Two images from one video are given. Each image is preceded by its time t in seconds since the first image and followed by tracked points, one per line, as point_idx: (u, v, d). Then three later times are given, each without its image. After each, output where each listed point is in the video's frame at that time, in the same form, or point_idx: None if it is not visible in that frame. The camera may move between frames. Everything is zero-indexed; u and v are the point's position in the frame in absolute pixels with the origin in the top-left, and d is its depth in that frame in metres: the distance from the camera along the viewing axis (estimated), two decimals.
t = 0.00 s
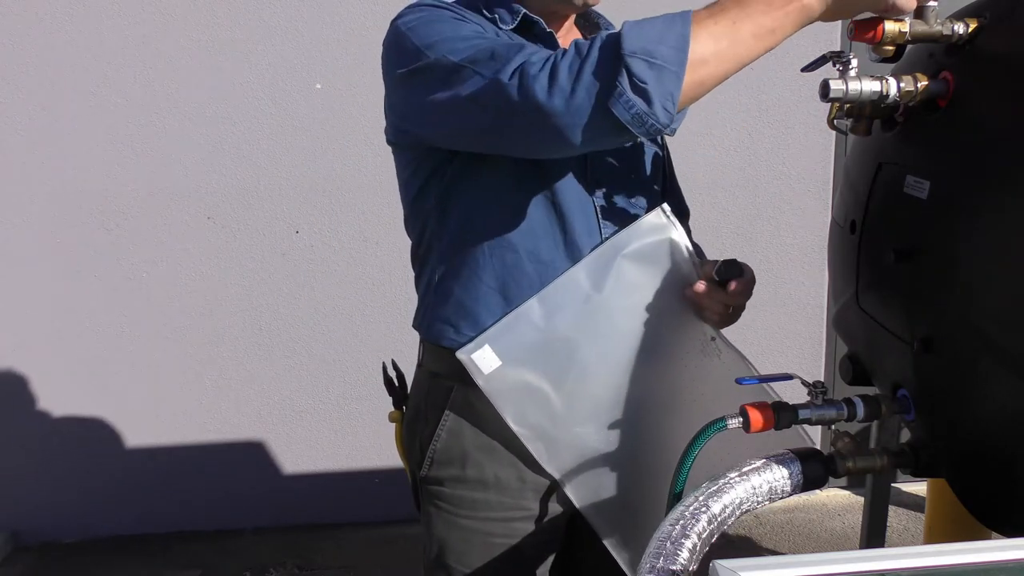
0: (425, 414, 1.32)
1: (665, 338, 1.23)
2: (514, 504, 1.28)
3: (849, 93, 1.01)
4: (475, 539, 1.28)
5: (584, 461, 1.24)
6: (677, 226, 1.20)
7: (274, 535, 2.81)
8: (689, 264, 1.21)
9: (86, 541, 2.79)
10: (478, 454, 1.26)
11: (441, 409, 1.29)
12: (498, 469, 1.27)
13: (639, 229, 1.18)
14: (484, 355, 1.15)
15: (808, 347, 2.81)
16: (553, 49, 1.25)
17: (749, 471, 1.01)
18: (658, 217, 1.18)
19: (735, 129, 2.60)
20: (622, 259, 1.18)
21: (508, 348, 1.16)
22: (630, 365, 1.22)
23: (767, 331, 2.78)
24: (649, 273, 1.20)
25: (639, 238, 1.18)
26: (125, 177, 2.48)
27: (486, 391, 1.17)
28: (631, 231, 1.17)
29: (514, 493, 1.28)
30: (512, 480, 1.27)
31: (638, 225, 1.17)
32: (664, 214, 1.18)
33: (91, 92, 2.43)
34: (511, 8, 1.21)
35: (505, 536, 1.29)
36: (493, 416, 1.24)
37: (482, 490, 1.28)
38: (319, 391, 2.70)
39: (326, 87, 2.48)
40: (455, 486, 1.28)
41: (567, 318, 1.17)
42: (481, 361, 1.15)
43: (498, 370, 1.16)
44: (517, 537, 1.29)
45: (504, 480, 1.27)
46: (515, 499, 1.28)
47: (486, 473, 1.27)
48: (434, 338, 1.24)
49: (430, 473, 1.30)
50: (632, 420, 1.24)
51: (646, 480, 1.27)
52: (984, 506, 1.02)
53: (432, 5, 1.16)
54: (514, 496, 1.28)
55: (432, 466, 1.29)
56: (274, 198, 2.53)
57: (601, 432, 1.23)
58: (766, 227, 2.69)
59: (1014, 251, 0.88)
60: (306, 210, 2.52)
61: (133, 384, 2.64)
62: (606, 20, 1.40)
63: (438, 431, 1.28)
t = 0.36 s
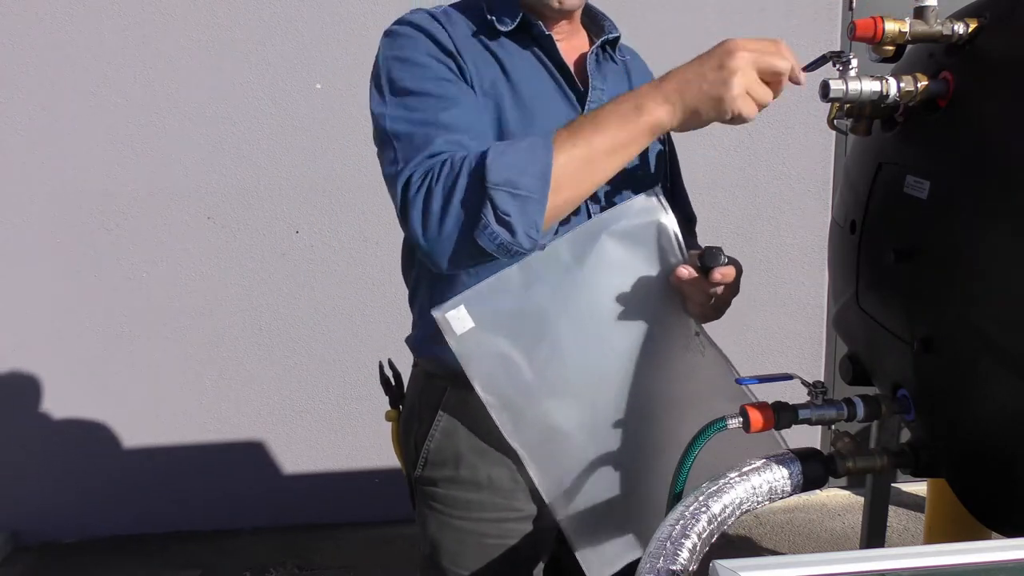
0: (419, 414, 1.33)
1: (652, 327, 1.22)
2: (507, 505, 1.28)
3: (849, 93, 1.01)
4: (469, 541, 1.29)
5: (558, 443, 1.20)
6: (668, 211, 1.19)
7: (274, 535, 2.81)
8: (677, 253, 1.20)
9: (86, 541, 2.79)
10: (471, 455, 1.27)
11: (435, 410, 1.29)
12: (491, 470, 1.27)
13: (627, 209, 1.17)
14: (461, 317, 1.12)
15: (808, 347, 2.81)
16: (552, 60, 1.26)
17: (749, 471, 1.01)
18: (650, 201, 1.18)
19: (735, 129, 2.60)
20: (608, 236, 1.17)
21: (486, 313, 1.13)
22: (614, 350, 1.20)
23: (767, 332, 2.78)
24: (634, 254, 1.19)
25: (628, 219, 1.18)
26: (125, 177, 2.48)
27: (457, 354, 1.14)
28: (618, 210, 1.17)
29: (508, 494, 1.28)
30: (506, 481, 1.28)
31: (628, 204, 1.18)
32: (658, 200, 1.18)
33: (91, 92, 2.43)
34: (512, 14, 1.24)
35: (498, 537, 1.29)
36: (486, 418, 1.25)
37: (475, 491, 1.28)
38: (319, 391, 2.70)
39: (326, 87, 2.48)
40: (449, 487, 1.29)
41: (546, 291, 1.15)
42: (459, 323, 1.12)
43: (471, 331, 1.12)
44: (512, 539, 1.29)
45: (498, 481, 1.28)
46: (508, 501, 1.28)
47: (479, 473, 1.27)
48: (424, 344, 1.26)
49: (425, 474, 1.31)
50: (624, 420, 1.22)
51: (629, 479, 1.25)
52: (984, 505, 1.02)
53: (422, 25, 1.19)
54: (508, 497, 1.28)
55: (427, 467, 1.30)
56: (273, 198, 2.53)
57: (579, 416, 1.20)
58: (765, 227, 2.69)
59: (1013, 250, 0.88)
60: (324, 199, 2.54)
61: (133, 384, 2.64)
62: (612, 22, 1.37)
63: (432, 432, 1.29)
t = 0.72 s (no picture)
0: (411, 414, 1.39)
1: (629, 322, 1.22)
2: (491, 504, 1.33)
3: (849, 93, 1.01)
4: (455, 538, 1.34)
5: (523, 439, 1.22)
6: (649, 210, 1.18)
7: (274, 535, 2.81)
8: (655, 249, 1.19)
9: (86, 542, 2.79)
10: (456, 455, 1.32)
11: (424, 411, 1.35)
12: (475, 470, 1.32)
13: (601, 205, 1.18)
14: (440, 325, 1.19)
15: (808, 347, 2.81)
16: (536, 63, 1.29)
17: (749, 471, 1.01)
18: (628, 194, 1.18)
19: (735, 129, 2.60)
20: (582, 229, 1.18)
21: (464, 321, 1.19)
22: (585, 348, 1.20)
23: (767, 332, 2.78)
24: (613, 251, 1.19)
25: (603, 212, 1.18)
26: (124, 177, 2.48)
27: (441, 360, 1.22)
28: (591, 203, 1.18)
29: (492, 494, 1.33)
30: (491, 482, 1.32)
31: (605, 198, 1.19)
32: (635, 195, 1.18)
33: (91, 92, 2.43)
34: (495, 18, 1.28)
35: (484, 536, 1.33)
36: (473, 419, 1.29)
37: (462, 491, 1.33)
38: (319, 391, 2.70)
39: (325, 87, 2.47)
40: (437, 485, 1.35)
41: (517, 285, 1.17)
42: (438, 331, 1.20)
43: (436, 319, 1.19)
44: (497, 538, 1.34)
45: (482, 481, 1.32)
46: (493, 501, 1.33)
47: (465, 473, 1.32)
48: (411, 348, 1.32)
49: (416, 472, 1.37)
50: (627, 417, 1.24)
51: (603, 481, 1.25)
52: (983, 505, 1.03)
53: (398, 41, 1.23)
54: (492, 497, 1.33)
55: (417, 464, 1.36)
56: (273, 198, 2.53)
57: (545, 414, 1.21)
58: (765, 228, 2.69)
59: (1013, 251, 0.88)
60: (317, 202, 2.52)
61: (133, 385, 2.64)
62: (611, 22, 1.37)
63: (421, 432, 1.35)
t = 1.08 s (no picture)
0: (406, 414, 1.39)
1: (624, 333, 1.22)
2: (485, 503, 1.34)
3: (849, 93, 1.01)
4: (446, 537, 1.34)
5: (517, 453, 1.24)
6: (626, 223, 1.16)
7: (274, 535, 2.80)
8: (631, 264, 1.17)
9: (86, 542, 2.79)
10: (450, 454, 1.33)
11: (419, 410, 1.36)
12: (469, 469, 1.33)
13: (581, 222, 1.16)
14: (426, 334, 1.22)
15: (808, 347, 2.81)
16: (521, 67, 1.30)
17: (750, 471, 1.01)
18: (601, 210, 1.16)
19: (735, 129, 2.60)
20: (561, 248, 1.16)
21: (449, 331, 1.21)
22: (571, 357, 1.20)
23: (767, 332, 2.78)
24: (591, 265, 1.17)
25: (581, 229, 1.16)
26: (124, 177, 2.48)
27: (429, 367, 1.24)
28: (569, 224, 1.16)
29: (484, 493, 1.33)
30: (484, 480, 1.33)
31: (581, 215, 1.16)
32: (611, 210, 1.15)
33: (91, 92, 2.43)
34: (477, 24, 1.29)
35: (476, 535, 1.34)
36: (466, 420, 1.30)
37: (454, 490, 1.34)
38: (319, 390, 2.70)
39: (326, 87, 2.47)
40: (430, 484, 1.35)
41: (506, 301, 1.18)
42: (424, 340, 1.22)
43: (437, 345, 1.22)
44: (489, 537, 1.34)
45: (475, 480, 1.33)
46: (485, 500, 1.33)
47: (458, 472, 1.33)
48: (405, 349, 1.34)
49: (410, 471, 1.37)
50: (626, 418, 1.24)
51: (599, 484, 1.25)
52: (983, 505, 1.03)
53: (382, 53, 1.27)
54: (484, 496, 1.33)
55: (411, 463, 1.37)
56: (272, 198, 2.53)
57: (536, 426, 1.22)
58: (765, 228, 2.69)
59: (1011, 252, 0.88)
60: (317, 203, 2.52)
61: (133, 385, 2.64)
62: (601, 18, 1.37)
63: (415, 432, 1.35)
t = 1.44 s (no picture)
0: (403, 413, 1.39)
1: (622, 341, 1.23)
2: (482, 503, 1.34)
3: (849, 93, 1.01)
4: (443, 536, 1.34)
5: (517, 461, 1.23)
6: (628, 236, 1.19)
7: (274, 535, 2.80)
8: (632, 277, 1.20)
9: (85, 542, 2.79)
10: (446, 455, 1.33)
11: (415, 410, 1.35)
12: (465, 470, 1.33)
13: (585, 235, 1.17)
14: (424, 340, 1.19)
15: (808, 347, 2.81)
16: (519, 66, 1.30)
17: (750, 471, 1.01)
18: (602, 224, 1.17)
19: (735, 129, 2.60)
20: (565, 262, 1.17)
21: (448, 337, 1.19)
22: (573, 361, 1.20)
23: (767, 332, 2.78)
24: (592, 276, 1.19)
25: (586, 241, 1.17)
26: (125, 177, 2.48)
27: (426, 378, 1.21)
28: (572, 238, 1.17)
29: (480, 493, 1.33)
30: (479, 480, 1.33)
31: (583, 230, 1.17)
32: (614, 224, 1.18)
33: (92, 93, 2.43)
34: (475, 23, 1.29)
35: (472, 534, 1.34)
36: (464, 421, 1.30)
37: (450, 489, 1.34)
38: (319, 390, 2.70)
39: (326, 87, 2.47)
40: (427, 484, 1.35)
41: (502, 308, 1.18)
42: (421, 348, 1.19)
43: (437, 360, 1.20)
44: (485, 536, 1.35)
45: (471, 481, 1.33)
46: (481, 500, 1.33)
47: (454, 472, 1.33)
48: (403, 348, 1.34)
49: (407, 471, 1.37)
50: (618, 421, 1.24)
51: (595, 485, 1.25)
52: (983, 506, 1.03)
53: (378, 51, 1.27)
54: (480, 496, 1.33)
55: (407, 463, 1.37)
56: (272, 198, 2.52)
57: (535, 433, 1.22)
58: (765, 228, 2.69)
59: (1011, 252, 0.88)
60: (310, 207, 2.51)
61: (133, 384, 2.64)
62: (599, 15, 1.37)
63: (412, 432, 1.35)
